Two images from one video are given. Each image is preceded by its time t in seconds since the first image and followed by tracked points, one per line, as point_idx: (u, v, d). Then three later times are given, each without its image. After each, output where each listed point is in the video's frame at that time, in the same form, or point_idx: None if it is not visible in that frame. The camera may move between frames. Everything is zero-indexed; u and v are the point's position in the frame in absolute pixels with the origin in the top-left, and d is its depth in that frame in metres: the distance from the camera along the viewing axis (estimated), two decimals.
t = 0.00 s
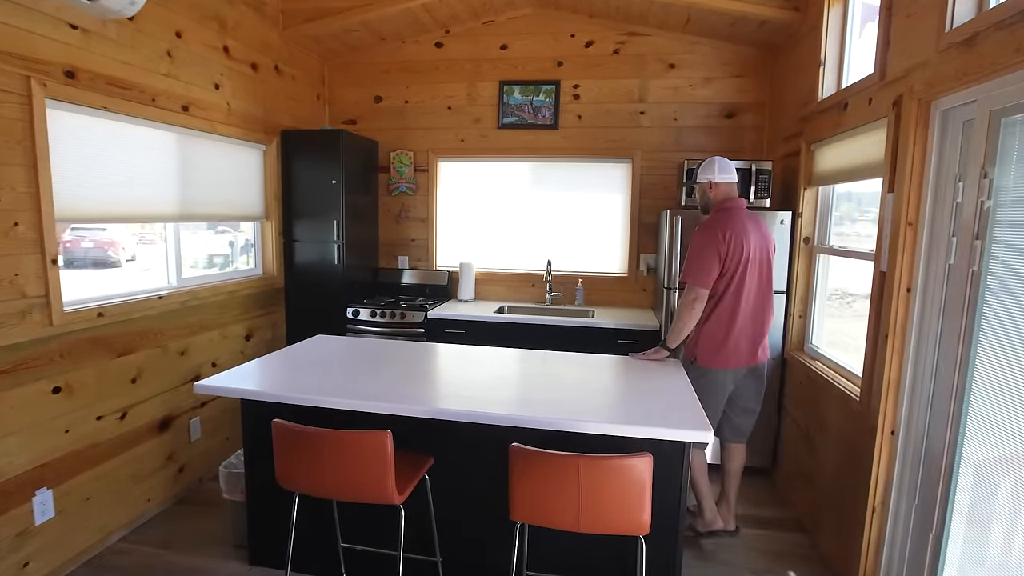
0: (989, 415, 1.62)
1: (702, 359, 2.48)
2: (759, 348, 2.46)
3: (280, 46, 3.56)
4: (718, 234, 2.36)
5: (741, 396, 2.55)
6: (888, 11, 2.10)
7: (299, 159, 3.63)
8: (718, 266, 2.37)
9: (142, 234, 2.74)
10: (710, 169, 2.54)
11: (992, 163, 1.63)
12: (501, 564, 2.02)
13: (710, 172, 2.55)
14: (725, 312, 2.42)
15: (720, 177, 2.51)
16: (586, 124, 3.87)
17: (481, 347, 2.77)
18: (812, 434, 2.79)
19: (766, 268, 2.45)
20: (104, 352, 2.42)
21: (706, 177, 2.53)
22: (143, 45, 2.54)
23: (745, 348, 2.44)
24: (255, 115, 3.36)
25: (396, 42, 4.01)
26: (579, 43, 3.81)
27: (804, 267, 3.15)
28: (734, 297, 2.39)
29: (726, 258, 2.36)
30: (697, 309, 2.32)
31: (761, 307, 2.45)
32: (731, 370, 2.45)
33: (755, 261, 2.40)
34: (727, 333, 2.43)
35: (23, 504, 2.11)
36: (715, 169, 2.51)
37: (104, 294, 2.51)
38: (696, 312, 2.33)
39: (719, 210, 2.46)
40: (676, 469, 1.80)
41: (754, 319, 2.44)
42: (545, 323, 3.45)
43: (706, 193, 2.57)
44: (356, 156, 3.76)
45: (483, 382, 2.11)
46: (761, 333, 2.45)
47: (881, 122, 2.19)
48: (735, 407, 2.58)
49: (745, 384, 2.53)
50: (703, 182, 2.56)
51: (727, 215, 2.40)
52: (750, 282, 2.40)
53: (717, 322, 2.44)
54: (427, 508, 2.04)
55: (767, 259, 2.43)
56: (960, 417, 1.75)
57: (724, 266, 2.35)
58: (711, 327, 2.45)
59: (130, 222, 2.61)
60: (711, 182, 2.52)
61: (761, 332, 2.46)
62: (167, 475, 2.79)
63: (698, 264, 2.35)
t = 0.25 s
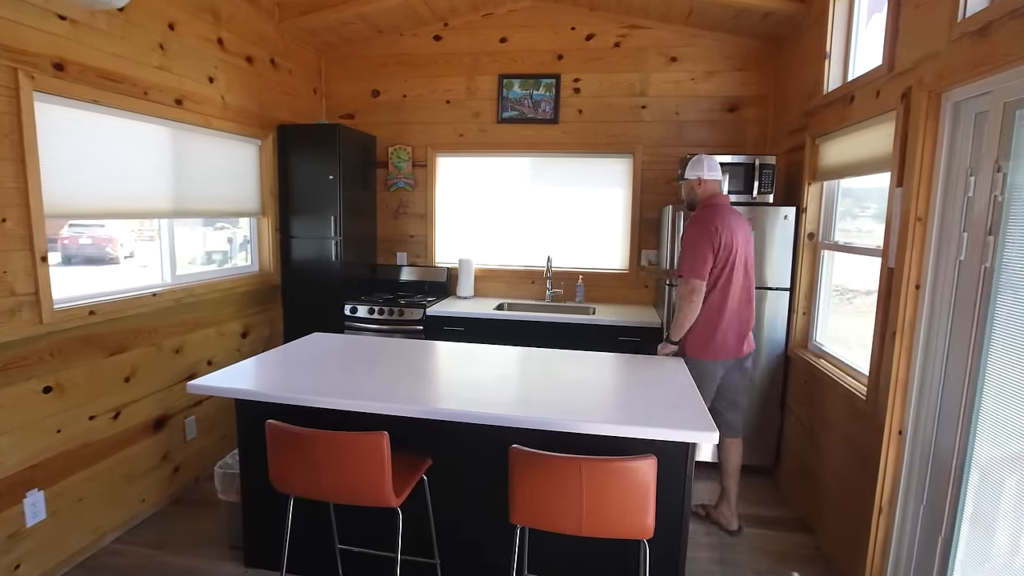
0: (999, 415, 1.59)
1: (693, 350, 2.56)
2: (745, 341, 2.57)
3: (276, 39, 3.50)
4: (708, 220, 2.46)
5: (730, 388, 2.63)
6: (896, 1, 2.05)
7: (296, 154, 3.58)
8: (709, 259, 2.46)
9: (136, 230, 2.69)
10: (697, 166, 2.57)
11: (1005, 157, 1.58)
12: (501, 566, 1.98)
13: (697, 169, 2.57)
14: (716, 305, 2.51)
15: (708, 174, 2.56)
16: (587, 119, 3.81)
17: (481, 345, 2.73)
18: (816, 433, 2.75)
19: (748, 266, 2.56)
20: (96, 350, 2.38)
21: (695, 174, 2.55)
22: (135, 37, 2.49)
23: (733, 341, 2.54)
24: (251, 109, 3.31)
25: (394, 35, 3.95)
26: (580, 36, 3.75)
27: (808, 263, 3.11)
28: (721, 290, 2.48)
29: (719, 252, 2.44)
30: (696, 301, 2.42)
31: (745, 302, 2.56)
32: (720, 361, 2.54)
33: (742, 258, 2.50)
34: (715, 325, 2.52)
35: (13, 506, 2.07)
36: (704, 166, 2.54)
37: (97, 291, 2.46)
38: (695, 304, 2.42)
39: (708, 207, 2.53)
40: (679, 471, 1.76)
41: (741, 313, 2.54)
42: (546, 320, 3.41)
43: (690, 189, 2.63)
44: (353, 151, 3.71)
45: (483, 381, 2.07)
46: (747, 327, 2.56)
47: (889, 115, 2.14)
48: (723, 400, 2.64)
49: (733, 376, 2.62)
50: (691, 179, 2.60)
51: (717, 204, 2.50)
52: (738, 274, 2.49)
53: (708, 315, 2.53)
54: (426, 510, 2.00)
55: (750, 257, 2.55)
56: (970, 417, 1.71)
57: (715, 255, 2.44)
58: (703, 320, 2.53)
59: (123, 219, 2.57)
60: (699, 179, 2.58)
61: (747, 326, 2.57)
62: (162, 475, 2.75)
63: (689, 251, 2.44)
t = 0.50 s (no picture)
0: (1011, 420, 1.55)
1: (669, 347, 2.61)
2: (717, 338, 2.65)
3: (273, 35, 3.46)
4: (687, 215, 2.50)
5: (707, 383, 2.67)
6: None
7: (293, 152, 3.53)
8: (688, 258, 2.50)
9: (131, 229, 2.65)
10: (671, 167, 2.60)
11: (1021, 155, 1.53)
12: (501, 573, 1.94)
13: (671, 169, 2.61)
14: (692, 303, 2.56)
15: (683, 175, 2.60)
16: (588, 116, 3.77)
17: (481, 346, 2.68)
18: (821, 435, 2.71)
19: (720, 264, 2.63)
20: (89, 351, 2.34)
21: (672, 174, 2.58)
22: (129, 33, 2.44)
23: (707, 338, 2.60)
24: (248, 107, 3.26)
25: (393, 31, 3.91)
26: (581, 32, 3.70)
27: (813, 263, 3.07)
28: (697, 288, 2.53)
29: (697, 252, 2.48)
30: (677, 301, 2.45)
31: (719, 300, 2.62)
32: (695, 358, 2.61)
33: (716, 257, 2.56)
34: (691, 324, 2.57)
35: (4, 510, 2.03)
36: (680, 167, 2.58)
37: (91, 291, 2.42)
38: (677, 304, 2.45)
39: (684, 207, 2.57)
40: (683, 477, 1.72)
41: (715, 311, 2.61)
42: (547, 320, 3.37)
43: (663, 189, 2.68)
44: (351, 149, 3.66)
45: (483, 383, 2.02)
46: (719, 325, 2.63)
47: (898, 111, 2.10)
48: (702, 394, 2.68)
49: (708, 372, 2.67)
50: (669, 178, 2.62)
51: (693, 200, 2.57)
52: (715, 268, 2.55)
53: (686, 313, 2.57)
54: (425, 516, 1.96)
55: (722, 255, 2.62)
56: (982, 423, 1.67)
57: (694, 250, 2.47)
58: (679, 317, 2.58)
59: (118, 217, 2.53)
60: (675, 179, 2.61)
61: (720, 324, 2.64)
62: (158, 477, 2.71)
63: (670, 248, 2.47)
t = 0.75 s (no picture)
0: None
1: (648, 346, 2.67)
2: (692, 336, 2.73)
3: (272, 35, 3.42)
4: (668, 216, 2.54)
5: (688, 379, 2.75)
6: None
7: (293, 153, 3.50)
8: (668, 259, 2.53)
9: (126, 232, 2.62)
10: (650, 170, 2.64)
11: None
12: None
13: (650, 173, 2.64)
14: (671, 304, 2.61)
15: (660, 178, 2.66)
16: (591, 117, 3.72)
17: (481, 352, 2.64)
18: (828, 444, 2.66)
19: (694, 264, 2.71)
20: (83, 356, 2.31)
21: (653, 177, 2.61)
22: (124, 33, 2.41)
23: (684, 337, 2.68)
24: (247, 108, 3.22)
25: (394, 31, 3.87)
26: (584, 32, 3.66)
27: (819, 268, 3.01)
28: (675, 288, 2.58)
29: (677, 254, 2.52)
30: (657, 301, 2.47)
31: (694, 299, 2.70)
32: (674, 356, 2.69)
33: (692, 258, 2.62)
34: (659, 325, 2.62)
35: None
36: (658, 170, 2.63)
37: (85, 295, 2.39)
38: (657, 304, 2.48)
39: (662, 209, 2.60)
40: (686, 490, 1.68)
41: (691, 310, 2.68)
42: (549, 325, 3.32)
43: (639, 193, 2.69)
44: (351, 150, 3.63)
45: (481, 390, 1.98)
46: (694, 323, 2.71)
47: (908, 113, 2.04)
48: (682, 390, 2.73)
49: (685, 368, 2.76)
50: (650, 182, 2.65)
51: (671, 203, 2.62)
52: (692, 268, 2.62)
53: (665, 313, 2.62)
54: (422, 527, 1.92)
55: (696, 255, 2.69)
56: (995, 435, 1.62)
57: (675, 251, 2.51)
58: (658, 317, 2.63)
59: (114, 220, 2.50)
60: (653, 183, 2.64)
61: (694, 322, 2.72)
62: (154, 483, 2.67)
63: (652, 248, 2.48)
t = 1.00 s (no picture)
0: None
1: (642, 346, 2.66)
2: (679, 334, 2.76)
3: (278, 37, 3.41)
4: (654, 216, 2.54)
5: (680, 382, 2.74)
6: None
7: (299, 155, 3.48)
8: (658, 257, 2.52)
9: (130, 235, 2.61)
10: (631, 174, 2.62)
11: None
12: None
13: (631, 176, 2.63)
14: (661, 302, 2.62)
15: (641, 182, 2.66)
16: (600, 119, 3.66)
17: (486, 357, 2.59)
18: (843, 455, 2.57)
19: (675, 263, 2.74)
20: (83, 359, 2.29)
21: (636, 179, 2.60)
22: (127, 35, 2.40)
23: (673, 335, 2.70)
24: (252, 110, 3.21)
25: (401, 33, 3.84)
26: (592, 33, 3.61)
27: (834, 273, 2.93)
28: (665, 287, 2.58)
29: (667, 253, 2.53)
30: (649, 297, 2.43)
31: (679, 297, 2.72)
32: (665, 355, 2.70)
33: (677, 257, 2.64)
34: (651, 324, 2.63)
35: None
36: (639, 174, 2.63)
37: (87, 298, 2.38)
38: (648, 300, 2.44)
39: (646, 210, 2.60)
40: (694, 504, 1.62)
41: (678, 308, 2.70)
42: (555, 329, 3.27)
43: (621, 197, 2.67)
44: (357, 153, 3.60)
45: (484, 397, 1.93)
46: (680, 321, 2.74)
47: (927, 112, 1.97)
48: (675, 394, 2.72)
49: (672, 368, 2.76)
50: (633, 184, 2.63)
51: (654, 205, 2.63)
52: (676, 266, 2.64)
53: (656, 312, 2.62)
54: (422, 537, 1.87)
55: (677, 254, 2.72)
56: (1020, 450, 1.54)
57: (665, 249, 2.50)
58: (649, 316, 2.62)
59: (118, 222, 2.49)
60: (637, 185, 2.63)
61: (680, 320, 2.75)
62: (155, 487, 2.65)
63: (643, 246, 2.44)
